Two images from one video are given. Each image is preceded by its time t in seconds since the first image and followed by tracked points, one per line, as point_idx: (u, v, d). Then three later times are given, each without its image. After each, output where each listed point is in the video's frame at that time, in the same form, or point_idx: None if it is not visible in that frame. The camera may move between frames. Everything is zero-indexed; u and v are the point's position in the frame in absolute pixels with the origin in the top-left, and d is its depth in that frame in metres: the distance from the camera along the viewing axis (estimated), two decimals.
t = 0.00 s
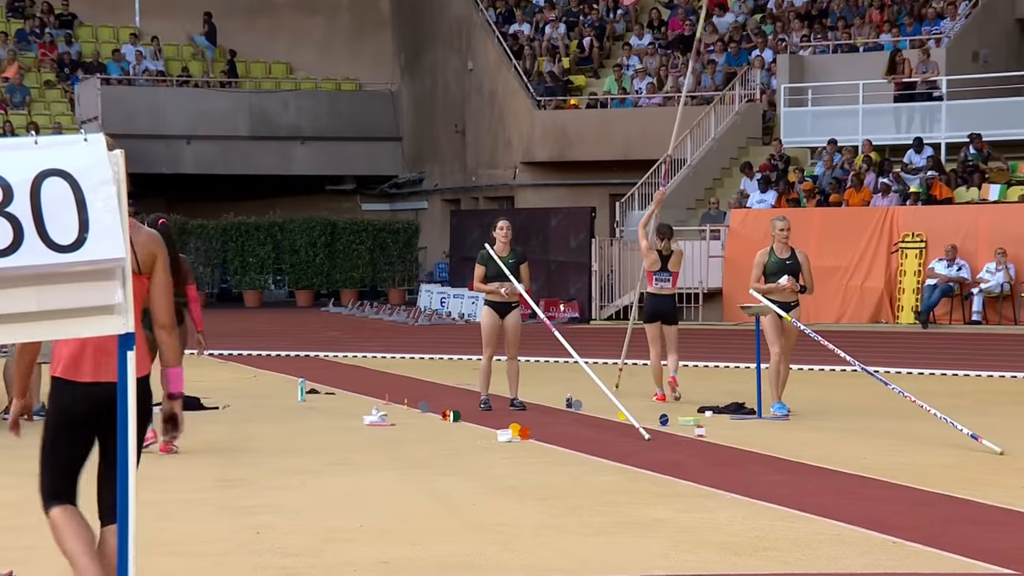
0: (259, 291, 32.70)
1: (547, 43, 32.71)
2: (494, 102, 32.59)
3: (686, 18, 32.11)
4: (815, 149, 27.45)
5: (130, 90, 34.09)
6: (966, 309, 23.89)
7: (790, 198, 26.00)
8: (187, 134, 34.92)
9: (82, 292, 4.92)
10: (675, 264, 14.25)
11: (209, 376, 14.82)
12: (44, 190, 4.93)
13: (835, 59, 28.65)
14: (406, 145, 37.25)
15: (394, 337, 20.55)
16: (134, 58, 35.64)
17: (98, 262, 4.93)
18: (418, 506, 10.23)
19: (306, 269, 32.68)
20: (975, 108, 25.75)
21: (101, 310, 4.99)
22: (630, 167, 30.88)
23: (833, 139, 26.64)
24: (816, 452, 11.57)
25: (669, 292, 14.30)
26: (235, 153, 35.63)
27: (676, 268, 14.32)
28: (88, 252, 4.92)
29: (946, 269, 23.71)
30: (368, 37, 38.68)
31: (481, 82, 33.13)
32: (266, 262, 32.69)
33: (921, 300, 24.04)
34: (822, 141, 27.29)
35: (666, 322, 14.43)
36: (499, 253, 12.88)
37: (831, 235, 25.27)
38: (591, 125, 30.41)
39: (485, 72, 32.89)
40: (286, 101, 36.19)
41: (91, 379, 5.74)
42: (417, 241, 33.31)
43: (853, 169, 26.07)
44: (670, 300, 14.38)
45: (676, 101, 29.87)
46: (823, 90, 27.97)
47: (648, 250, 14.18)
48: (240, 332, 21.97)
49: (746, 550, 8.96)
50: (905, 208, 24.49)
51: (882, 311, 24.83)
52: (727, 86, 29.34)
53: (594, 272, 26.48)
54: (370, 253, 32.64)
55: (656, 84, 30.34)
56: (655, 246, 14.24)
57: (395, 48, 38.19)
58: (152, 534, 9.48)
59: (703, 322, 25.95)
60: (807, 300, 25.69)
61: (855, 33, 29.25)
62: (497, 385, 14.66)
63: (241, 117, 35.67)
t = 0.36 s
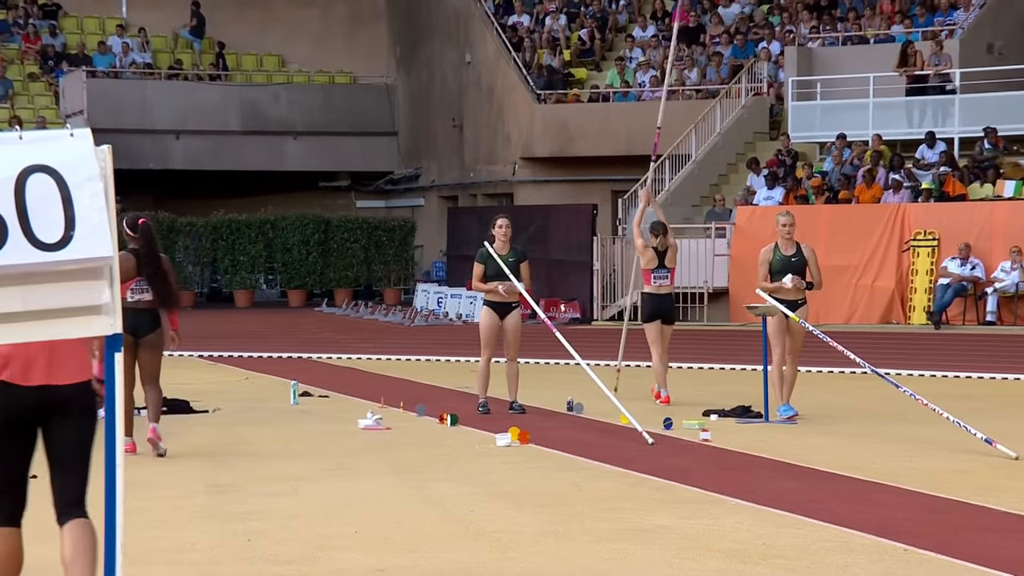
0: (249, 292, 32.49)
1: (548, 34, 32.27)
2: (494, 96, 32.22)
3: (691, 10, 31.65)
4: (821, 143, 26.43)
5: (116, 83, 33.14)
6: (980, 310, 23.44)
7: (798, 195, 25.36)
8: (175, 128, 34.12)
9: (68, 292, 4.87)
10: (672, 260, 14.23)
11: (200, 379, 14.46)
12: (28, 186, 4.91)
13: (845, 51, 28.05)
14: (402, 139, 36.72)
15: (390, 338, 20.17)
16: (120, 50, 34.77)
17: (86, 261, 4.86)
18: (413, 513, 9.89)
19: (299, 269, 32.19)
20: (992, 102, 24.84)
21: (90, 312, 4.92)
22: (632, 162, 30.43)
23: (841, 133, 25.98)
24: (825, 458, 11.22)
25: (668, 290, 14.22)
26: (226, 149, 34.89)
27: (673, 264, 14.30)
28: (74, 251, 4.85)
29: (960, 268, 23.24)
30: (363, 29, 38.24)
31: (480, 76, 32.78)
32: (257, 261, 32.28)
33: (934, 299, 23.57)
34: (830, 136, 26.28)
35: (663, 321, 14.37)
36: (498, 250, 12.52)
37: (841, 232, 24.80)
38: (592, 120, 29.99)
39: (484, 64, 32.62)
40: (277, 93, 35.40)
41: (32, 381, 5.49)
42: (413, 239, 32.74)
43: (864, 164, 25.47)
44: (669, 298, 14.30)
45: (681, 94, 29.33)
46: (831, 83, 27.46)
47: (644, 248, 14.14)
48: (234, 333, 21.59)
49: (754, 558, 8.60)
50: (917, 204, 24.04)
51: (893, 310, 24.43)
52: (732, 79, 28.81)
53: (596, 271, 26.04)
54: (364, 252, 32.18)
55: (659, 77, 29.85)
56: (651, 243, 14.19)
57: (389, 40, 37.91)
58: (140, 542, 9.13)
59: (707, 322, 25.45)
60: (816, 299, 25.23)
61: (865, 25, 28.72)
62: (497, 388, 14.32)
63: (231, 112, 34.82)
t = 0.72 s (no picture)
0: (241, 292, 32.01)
1: (548, 27, 31.80)
2: (492, 89, 31.66)
3: (694, 1, 31.20)
4: (831, 138, 26.14)
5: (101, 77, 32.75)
6: (993, 309, 22.85)
7: (805, 192, 24.93)
8: (164, 124, 33.78)
9: (54, 291, 4.99)
10: (668, 256, 14.13)
11: (192, 381, 14.14)
12: (14, 183, 5.03)
13: (853, 43, 27.62)
14: (397, 134, 36.24)
15: (386, 338, 19.83)
16: (108, 43, 34.42)
17: (72, 259, 4.96)
18: (409, 519, 9.58)
19: (291, 267, 31.90)
20: (1000, 97, 24.51)
21: (76, 311, 5.03)
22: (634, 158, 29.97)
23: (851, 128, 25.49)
24: (833, 462, 10.90)
25: (665, 287, 14.15)
26: (216, 143, 34.60)
27: (669, 261, 14.19)
28: (60, 249, 4.95)
29: (972, 267, 22.68)
30: (357, 20, 37.51)
31: (478, 68, 32.18)
32: (248, 259, 31.87)
33: (946, 300, 23.02)
34: (840, 131, 26.01)
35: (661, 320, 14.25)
36: (496, 249, 12.17)
37: (850, 229, 24.15)
38: (593, 113, 29.42)
39: (481, 57, 31.96)
40: (269, 87, 35.05)
41: None
42: (409, 237, 32.35)
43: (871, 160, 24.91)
44: (666, 296, 14.21)
45: (684, 88, 28.89)
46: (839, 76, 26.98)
47: (640, 246, 13.97)
48: (227, 334, 21.23)
49: (763, 564, 8.29)
50: (928, 201, 23.43)
51: (903, 310, 23.83)
52: (738, 72, 28.39)
53: (598, 270, 25.70)
54: (359, 250, 31.86)
55: (663, 71, 29.50)
56: (646, 240, 14.04)
57: (384, 31, 37.14)
58: (127, 549, 8.82)
59: (712, 323, 24.82)
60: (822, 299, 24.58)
61: (875, 16, 28.31)
62: (494, 391, 14.01)
63: (222, 107, 34.56)
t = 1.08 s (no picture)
0: (230, 291, 31.32)
1: (547, 18, 31.33)
2: (489, 81, 31.26)
3: None
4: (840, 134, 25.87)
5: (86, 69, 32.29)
6: (1007, 310, 22.16)
7: (811, 188, 24.35)
8: (150, 117, 33.24)
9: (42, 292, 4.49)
10: (659, 257, 13.92)
11: (181, 384, 13.82)
12: None
13: (862, 36, 27.36)
14: (392, 129, 35.82)
15: (381, 339, 19.50)
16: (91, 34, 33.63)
17: (54, 259, 4.11)
18: (403, 526, 9.26)
19: (282, 265, 31.43)
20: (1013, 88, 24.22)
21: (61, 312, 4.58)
22: (635, 154, 29.54)
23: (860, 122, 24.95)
24: (840, 467, 10.58)
25: (656, 288, 13.92)
26: (204, 138, 34.01)
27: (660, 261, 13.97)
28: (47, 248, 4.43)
29: (984, 266, 22.04)
30: (350, 13, 37.17)
31: (475, 60, 31.77)
32: (237, 258, 31.34)
33: (957, 300, 22.37)
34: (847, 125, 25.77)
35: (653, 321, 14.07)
36: (492, 246, 11.86)
37: (858, 225, 23.55)
38: (594, 108, 29.11)
39: (479, 49, 31.52)
40: (258, 81, 34.54)
41: None
42: (403, 234, 32.31)
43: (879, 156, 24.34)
44: (659, 297, 13.98)
45: (687, 81, 28.31)
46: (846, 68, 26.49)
47: (630, 247, 13.84)
48: (220, 335, 20.90)
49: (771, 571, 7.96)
50: (939, 198, 22.85)
51: (913, 311, 23.18)
52: (743, 65, 27.92)
53: (598, 269, 25.31)
54: (351, 248, 31.60)
55: (665, 63, 28.99)
56: (635, 241, 13.93)
57: (378, 22, 36.89)
58: (111, 556, 8.49)
59: (719, 325, 23.93)
60: (829, 300, 23.89)
61: (882, 7, 27.84)
62: (492, 393, 13.68)
63: (211, 100, 33.99)
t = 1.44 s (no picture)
0: (217, 292, 30.98)
1: (544, 9, 30.83)
2: (484, 75, 30.80)
3: None
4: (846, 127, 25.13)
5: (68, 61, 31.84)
6: (1020, 311, 21.71)
7: (818, 184, 23.67)
8: (134, 111, 32.85)
9: (20, 291, 4.41)
10: (647, 255, 13.49)
11: (168, 387, 13.49)
12: None
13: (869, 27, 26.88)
14: (383, 123, 35.31)
15: (375, 341, 19.17)
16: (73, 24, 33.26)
17: (38, 257, 4.38)
18: (395, 533, 8.93)
19: (271, 264, 30.92)
20: None
21: (42, 312, 4.51)
22: (636, 148, 29.07)
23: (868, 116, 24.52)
24: (847, 472, 10.25)
25: (643, 286, 13.50)
26: (190, 131, 33.67)
27: (649, 259, 13.55)
28: (26, 245, 4.36)
29: (996, 265, 21.54)
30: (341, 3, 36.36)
31: (469, 52, 31.30)
32: (224, 256, 30.87)
33: (968, 300, 21.87)
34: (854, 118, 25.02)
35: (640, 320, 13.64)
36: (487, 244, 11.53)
37: (867, 223, 22.97)
38: (593, 102, 28.58)
39: (473, 41, 31.08)
40: (246, 73, 33.97)
41: None
42: (396, 232, 31.56)
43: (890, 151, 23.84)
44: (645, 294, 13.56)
45: (690, 73, 28.06)
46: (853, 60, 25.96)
47: (616, 243, 13.49)
48: (211, 336, 20.58)
49: (778, 574, 7.63)
50: (950, 194, 22.29)
51: (923, 311, 22.71)
52: (748, 57, 27.48)
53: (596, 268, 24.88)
54: (343, 246, 30.96)
55: (666, 55, 28.56)
56: (623, 237, 13.53)
57: (369, 14, 35.94)
58: (90, 564, 8.17)
59: (722, 325, 23.44)
60: (836, 300, 23.38)
61: None
62: (488, 397, 13.33)
63: (197, 92, 33.53)
